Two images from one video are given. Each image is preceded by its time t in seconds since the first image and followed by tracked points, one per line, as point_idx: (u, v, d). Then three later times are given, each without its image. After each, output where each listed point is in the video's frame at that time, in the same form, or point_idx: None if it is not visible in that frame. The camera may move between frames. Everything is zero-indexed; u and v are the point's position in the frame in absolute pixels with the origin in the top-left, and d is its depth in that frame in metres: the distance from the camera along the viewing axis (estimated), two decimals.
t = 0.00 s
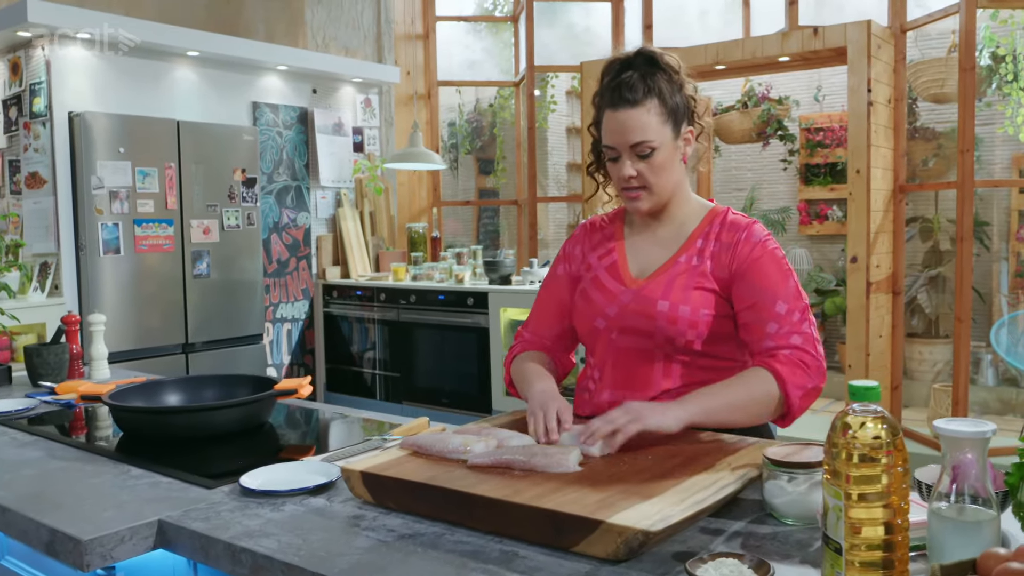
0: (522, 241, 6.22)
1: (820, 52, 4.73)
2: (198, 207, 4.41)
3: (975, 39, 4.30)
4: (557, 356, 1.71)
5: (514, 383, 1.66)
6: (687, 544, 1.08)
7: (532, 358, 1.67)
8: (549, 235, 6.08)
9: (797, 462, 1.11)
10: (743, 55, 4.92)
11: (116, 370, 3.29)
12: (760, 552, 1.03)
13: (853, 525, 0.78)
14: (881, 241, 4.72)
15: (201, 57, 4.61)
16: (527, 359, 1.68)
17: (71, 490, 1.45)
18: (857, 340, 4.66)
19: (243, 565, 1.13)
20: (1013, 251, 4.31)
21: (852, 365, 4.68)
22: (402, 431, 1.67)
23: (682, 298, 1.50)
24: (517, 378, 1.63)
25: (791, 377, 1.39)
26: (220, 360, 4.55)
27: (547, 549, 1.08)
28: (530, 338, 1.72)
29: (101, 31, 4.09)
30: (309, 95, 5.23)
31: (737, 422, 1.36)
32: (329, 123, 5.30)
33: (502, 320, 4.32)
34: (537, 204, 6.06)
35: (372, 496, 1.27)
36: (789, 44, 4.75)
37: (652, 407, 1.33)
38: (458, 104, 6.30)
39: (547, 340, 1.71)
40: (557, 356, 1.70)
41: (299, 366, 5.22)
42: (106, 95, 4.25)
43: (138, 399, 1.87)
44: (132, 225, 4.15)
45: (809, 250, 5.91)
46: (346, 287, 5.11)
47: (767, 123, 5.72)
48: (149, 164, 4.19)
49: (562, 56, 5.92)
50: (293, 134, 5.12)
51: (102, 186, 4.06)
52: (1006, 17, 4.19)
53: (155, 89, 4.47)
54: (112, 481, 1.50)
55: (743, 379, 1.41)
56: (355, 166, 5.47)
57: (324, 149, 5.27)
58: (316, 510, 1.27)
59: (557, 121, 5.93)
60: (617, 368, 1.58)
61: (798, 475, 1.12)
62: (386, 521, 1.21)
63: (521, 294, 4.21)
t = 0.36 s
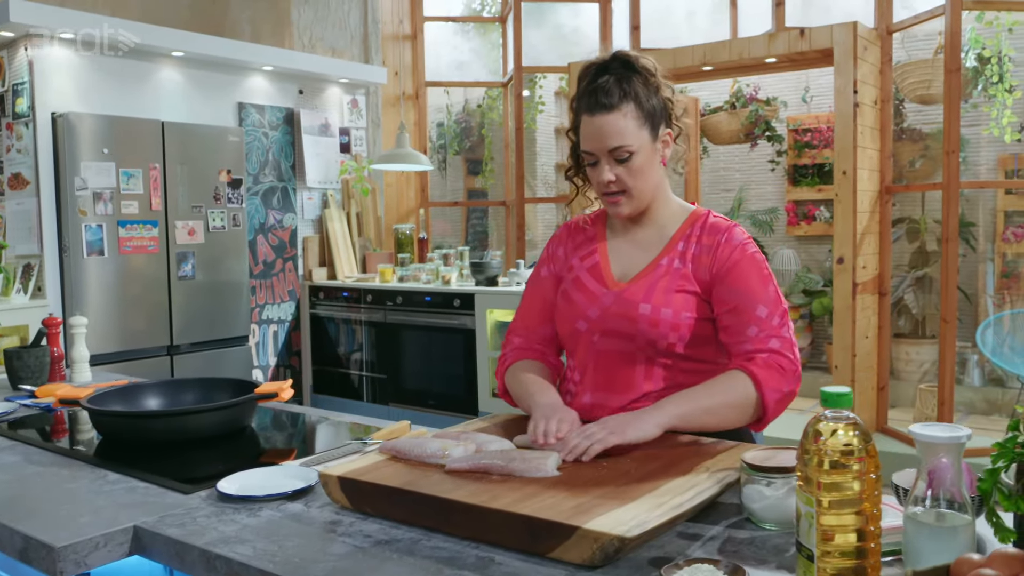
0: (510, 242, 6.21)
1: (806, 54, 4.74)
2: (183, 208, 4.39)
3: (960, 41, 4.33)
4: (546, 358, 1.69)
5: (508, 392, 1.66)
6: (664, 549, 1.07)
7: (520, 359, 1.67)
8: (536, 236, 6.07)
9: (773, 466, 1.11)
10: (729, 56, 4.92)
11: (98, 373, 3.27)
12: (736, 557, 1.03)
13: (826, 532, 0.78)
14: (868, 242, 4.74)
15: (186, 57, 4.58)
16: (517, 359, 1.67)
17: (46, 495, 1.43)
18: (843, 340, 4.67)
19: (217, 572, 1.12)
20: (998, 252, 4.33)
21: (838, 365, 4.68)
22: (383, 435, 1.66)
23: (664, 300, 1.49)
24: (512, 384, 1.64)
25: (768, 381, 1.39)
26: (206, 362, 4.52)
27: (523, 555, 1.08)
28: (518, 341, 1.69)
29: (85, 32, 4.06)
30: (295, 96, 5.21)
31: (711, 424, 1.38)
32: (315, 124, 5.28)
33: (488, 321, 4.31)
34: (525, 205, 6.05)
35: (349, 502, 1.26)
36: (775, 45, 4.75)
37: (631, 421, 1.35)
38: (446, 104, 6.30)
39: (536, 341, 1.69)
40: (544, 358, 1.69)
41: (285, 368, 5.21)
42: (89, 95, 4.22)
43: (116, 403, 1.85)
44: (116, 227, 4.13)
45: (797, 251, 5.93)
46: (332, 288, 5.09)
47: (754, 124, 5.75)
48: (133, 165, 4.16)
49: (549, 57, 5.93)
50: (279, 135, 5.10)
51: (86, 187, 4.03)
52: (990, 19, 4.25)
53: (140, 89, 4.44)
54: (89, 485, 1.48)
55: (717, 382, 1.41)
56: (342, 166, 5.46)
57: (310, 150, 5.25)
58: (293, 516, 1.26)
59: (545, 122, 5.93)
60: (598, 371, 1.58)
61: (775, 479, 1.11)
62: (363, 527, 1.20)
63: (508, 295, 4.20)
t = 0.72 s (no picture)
0: (501, 243, 6.21)
1: (796, 56, 4.75)
2: (172, 210, 4.37)
3: (949, 43, 4.35)
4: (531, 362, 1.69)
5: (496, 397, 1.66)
6: (647, 555, 1.07)
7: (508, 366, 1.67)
8: (527, 237, 6.07)
9: (757, 472, 1.11)
10: (719, 58, 4.93)
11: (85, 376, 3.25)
12: (719, 563, 1.03)
13: (804, 541, 0.78)
14: (857, 243, 4.75)
15: (175, 58, 4.56)
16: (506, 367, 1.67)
17: (28, 501, 1.42)
18: (833, 342, 4.68)
19: None
20: (987, 254, 4.35)
21: (828, 367, 4.69)
22: (368, 439, 1.66)
23: (646, 306, 1.49)
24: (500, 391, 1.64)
25: (751, 389, 1.40)
26: (195, 365, 4.50)
27: (505, 561, 1.08)
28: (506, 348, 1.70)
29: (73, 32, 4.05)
30: (285, 97, 5.19)
31: (697, 433, 1.39)
32: (305, 125, 5.27)
33: (478, 323, 4.31)
34: (516, 206, 6.05)
35: (333, 507, 1.26)
36: (765, 47, 4.76)
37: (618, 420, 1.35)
38: (437, 105, 6.30)
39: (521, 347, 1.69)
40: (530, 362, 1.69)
41: (275, 370, 5.20)
42: (77, 96, 4.20)
43: (102, 407, 1.84)
44: (104, 229, 4.10)
45: (787, 252, 5.95)
46: (322, 290, 5.08)
47: (745, 124, 5.73)
48: (122, 166, 4.14)
49: (540, 58, 5.94)
50: (268, 136, 5.09)
51: (74, 189, 4.01)
52: (979, 21, 4.27)
53: (128, 90, 4.43)
54: (72, 490, 1.47)
55: (702, 389, 1.42)
56: (332, 168, 5.45)
57: (300, 151, 5.24)
58: (277, 522, 1.26)
59: (536, 123, 5.94)
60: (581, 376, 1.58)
61: (759, 484, 1.11)
62: (346, 533, 1.20)
63: (498, 297, 4.20)
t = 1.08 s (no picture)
0: (496, 244, 6.22)
1: (790, 57, 4.75)
2: (166, 212, 4.36)
3: (943, 45, 4.37)
4: (521, 364, 1.69)
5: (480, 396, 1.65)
6: (638, 562, 1.08)
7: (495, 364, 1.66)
8: (522, 239, 6.07)
9: (748, 477, 1.11)
10: (714, 59, 4.93)
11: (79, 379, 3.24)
12: (710, 569, 1.03)
13: (791, 549, 0.79)
14: (852, 245, 4.76)
15: (169, 60, 4.55)
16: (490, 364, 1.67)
17: (19, 506, 1.41)
18: (827, 344, 4.69)
19: None
20: (982, 255, 4.37)
21: (823, 368, 4.70)
22: (361, 444, 1.66)
23: (640, 310, 1.49)
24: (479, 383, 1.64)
25: (726, 392, 1.40)
26: (188, 367, 4.49)
27: (497, 568, 1.08)
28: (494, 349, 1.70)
29: (68, 33, 4.05)
30: (279, 99, 5.19)
31: (665, 426, 1.38)
32: (300, 127, 5.27)
33: (473, 325, 4.31)
34: (511, 207, 6.05)
35: (325, 513, 1.26)
36: (760, 48, 4.77)
37: (580, 421, 1.33)
38: (433, 106, 6.30)
39: (510, 349, 1.69)
40: (521, 364, 1.69)
41: (270, 372, 5.19)
42: (71, 99, 4.18)
43: (95, 412, 1.83)
44: (98, 231, 4.09)
45: (782, 253, 5.96)
46: (317, 291, 5.07)
47: (740, 126, 5.71)
48: (115, 168, 4.13)
49: (535, 59, 5.95)
50: (263, 138, 5.08)
51: (68, 192, 3.99)
52: (972, 23, 4.29)
53: (122, 92, 4.41)
54: (64, 496, 1.47)
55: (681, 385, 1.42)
56: (327, 169, 5.44)
57: (294, 153, 5.23)
58: (268, 528, 1.26)
59: (531, 124, 5.94)
60: (574, 380, 1.58)
61: (750, 490, 1.11)
62: (338, 539, 1.20)
63: (493, 299, 4.20)
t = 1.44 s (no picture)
0: (496, 246, 6.22)
1: (790, 58, 4.75)
2: (166, 213, 4.36)
3: (943, 46, 4.37)
4: (522, 369, 1.68)
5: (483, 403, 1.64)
6: (639, 567, 1.08)
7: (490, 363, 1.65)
8: (522, 240, 6.06)
9: (749, 483, 1.12)
10: (714, 61, 4.94)
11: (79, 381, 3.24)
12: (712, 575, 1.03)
13: (795, 559, 0.78)
14: (852, 246, 4.76)
15: (169, 62, 4.55)
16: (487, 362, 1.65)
17: (20, 510, 1.41)
18: (828, 345, 4.69)
19: None
20: (982, 256, 4.37)
21: (823, 370, 4.70)
22: (362, 447, 1.65)
23: (641, 312, 1.50)
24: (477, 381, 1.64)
25: (719, 395, 1.39)
26: (188, 369, 4.48)
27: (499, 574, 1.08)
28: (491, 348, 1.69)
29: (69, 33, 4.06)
30: (279, 100, 5.18)
31: (662, 425, 1.38)
32: (300, 128, 5.26)
33: (473, 326, 4.31)
34: (511, 208, 6.05)
35: (327, 518, 1.26)
36: (760, 50, 4.77)
37: (574, 408, 1.34)
38: (432, 107, 6.30)
39: (507, 349, 1.68)
40: (522, 368, 1.68)
41: (270, 373, 5.18)
42: (71, 101, 4.18)
43: (95, 415, 1.83)
44: (98, 232, 4.09)
45: (782, 254, 5.96)
46: (317, 293, 5.07)
47: (740, 127, 5.79)
48: (116, 170, 4.13)
49: (535, 60, 5.95)
50: (263, 139, 5.08)
51: (68, 193, 3.99)
52: (973, 24, 4.29)
53: (122, 94, 4.41)
54: (65, 499, 1.47)
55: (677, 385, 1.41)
56: (327, 171, 5.44)
57: (295, 154, 5.23)
58: (270, 533, 1.26)
59: (531, 125, 5.95)
60: (576, 383, 1.58)
61: (751, 495, 1.12)
62: (339, 544, 1.20)
63: (493, 300, 4.20)
